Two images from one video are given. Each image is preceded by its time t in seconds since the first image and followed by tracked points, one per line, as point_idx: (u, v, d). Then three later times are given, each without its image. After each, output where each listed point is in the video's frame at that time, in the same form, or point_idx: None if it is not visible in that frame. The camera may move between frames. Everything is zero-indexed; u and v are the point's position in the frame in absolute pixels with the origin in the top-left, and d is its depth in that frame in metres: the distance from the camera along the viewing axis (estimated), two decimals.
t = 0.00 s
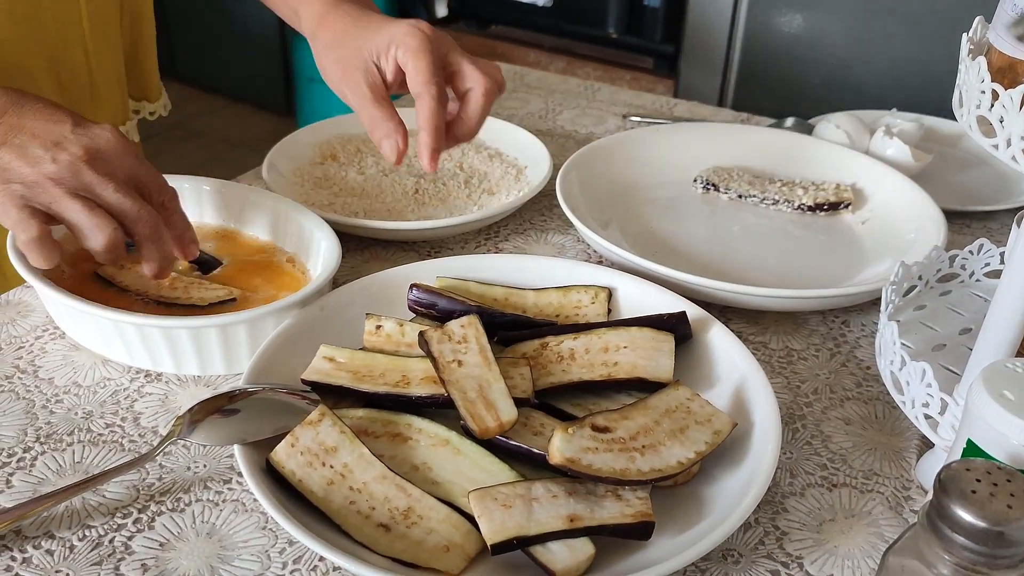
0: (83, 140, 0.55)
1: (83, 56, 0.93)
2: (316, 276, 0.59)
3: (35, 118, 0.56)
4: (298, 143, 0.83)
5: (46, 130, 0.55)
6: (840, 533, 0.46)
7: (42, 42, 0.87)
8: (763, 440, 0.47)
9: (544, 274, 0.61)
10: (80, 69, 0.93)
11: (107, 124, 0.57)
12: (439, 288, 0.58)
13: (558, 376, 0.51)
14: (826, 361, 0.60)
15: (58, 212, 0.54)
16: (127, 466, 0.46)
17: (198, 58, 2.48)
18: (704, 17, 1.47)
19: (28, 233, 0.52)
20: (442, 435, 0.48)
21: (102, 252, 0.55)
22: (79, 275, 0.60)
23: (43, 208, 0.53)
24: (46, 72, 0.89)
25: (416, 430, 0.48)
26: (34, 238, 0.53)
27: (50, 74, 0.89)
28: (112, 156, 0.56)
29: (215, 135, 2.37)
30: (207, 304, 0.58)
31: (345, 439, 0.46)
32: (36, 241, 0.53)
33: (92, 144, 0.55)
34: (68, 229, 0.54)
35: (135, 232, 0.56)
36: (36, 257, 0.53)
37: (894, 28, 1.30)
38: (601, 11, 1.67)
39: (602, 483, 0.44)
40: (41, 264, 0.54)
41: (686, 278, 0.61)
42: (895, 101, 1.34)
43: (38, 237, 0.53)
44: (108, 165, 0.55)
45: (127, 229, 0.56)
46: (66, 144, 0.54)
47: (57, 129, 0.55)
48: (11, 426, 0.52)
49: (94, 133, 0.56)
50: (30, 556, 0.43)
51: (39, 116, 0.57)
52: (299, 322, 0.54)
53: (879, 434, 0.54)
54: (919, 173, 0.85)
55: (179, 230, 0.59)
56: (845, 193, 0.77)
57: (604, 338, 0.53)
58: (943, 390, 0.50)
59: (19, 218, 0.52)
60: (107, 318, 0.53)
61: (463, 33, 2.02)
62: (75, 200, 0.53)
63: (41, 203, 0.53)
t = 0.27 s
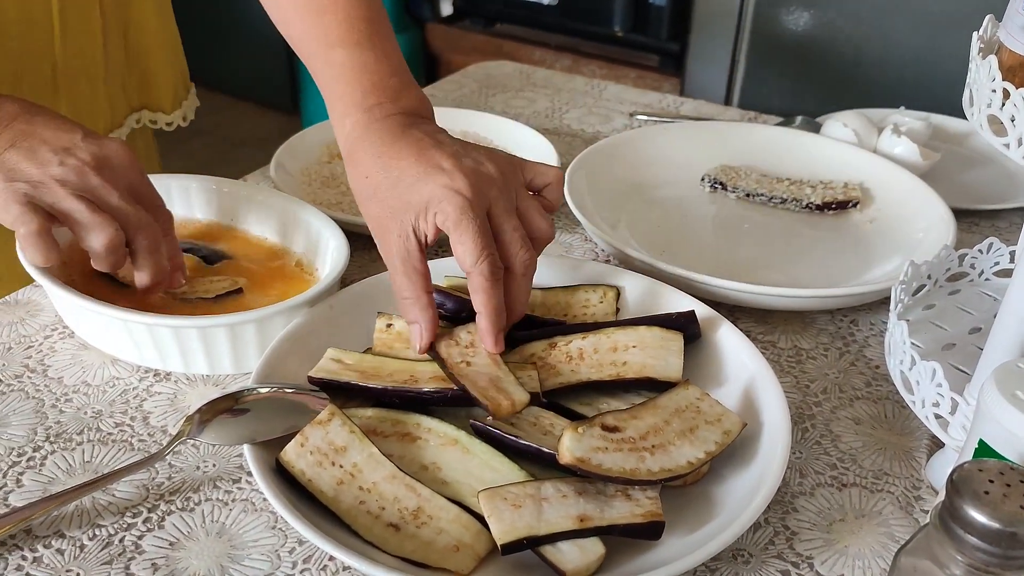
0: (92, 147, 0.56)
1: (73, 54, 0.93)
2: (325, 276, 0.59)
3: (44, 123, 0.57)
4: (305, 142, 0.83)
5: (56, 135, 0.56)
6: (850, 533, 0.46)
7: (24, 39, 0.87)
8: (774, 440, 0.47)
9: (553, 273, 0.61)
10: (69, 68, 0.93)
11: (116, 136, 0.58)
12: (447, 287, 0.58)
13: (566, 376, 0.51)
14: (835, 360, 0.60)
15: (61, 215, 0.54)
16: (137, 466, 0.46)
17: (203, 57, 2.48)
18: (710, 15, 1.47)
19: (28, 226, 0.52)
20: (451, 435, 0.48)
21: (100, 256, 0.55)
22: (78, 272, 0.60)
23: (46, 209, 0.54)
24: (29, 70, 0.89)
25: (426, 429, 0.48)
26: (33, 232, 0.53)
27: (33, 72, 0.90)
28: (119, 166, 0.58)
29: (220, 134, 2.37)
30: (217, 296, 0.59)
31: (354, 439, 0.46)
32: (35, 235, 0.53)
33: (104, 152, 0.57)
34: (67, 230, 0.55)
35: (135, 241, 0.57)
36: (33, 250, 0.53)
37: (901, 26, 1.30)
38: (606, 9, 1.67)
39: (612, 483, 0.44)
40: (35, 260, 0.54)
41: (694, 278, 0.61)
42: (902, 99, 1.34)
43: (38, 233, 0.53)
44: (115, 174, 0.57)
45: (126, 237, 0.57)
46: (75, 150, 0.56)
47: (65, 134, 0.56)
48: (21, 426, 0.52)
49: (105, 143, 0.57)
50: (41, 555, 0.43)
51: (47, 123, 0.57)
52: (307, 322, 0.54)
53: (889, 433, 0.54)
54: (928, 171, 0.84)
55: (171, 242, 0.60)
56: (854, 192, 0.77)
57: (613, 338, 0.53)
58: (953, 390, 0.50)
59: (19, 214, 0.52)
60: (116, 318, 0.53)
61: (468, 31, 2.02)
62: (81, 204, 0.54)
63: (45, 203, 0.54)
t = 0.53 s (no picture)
0: (82, 161, 0.55)
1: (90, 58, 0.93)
2: (342, 272, 0.59)
3: (40, 135, 0.56)
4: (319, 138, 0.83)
5: (47, 149, 0.55)
6: (873, 530, 0.46)
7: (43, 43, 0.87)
8: (796, 437, 0.46)
9: (570, 269, 0.61)
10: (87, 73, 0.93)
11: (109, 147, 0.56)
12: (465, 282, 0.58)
13: (585, 372, 0.51)
14: (854, 357, 0.60)
15: (46, 233, 0.53)
16: (156, 461, 0.46)
17: (211, 54, 2.48)
18: (722, 11, 1.46)
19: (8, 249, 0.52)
20: (471, 431, 0.47)
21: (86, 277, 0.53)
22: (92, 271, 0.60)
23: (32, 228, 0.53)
24: (47, 76, 0.89)
25: (445, 425, 0.48)
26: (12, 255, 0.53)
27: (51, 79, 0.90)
28: (111, 179, 0.55)
29: (228, 132, 2.37)
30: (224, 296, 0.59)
31: (374, 434, 0.45)
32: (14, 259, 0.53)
33: (95, 166, 0.55)
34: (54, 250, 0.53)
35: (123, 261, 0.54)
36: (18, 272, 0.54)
37: (915, 22, 1.29)
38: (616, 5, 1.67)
39: (633, 479, 0.43)
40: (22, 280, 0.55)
41: (713, 274, 0.61)
42: (916, 95, 1.34)
43: (20, 256, 0.53)
44: (105, 187, 0.55)
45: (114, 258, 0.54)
46: (65, 165, 0.54)
47: (58, 147, 0.55)
48: (39, 421, 0.52)
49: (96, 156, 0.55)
50: (60, 551, 0.43)
51: (43, 133, 0.56)
52: (326, 318, 0.54)
53: (910, 430, 0.53)
54: (945, 167, 0.84)
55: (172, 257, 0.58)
56: (870, 188, 0.77)
57: (633, 334, 0.53)
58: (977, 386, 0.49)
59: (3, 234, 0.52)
60: (133, 314, 0.53)
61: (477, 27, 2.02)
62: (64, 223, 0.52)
63: (31, 222, 0.53)
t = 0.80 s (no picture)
0: (106, 161, 0.59)
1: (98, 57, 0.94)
2: (353, 273, 0.60)
3: (63, 139, 0.60)
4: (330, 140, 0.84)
5: (71, 151, 0.59)
6: (880, 530, 0.46)
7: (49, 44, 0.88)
8: (803, 438, 0.47)
9: (579, 270, 0.62)
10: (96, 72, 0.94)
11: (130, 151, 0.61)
12: (475, 284, 0.59)
13: (595, 373, 0.51)
14: (861, 358, 0.60)
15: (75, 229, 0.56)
16: (170, 461, 0.47)
17: (220, 54, 2.49)
18: (730, 10, 1.46)
19: (41, 247, 0.54)
20: (481, 431, 0.48)
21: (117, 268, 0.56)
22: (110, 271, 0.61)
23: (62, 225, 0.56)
24: (53, 77, 0.90)
25: (455, 426, 0.48)
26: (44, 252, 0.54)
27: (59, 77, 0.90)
28: (134, 176, 0.59)
29: (236, 132, 2.38)
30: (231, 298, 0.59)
31: (386, 435, 0.46)
32: (46, 255, 0.54)
33: (118, 164, 0.59)
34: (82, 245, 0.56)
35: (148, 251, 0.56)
36: (50, 269, 0.55)
37: (924, 21, 1.29)
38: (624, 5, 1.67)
39: (642, 479, 0.44)
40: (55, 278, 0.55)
41: (721, 275, 0.61)
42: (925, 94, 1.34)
43: (52, 252, 0.54)
44: (129, 182, 0.59)
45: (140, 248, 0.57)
46: (90, 164, 0.58)
47: (81, 149, 0.59)
48: (55, 421, 0.52)
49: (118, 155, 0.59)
50: (77, 549, 0.44)
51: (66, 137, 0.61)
52: (337, 318, 0.54)
53: (917, 431, 0.54)
54: (953, 168, 0.84)
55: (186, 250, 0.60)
56: (878, 189, 0.77)
57: (642, 335, 0.53)
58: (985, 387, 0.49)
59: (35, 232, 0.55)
60: (147, 315, 0.54)
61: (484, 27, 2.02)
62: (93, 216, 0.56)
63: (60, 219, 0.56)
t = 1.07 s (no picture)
0: (108, 153, 0.56)
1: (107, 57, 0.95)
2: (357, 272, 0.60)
3: (64, 132, 0.58)
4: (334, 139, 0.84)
5: (72, 145, 0.56)
6: (883, 528, 0.46)
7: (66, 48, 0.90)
8: (806, 436, 0.47)
9: (582, 269, 0.62)
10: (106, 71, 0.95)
11: (132, 141, 0.58)
12: (478, 283, 0.59)
13: (598, 371, 0.52)
14: (865, 356, 0.60)
15: (77, 224, 0.54)
16: (175, 459, 0.47)
17: (225, 53, 2.50)
18: (735, 9, 1.46)
19: (46, 243, 0.53)
20: (484, 429, 0.48)
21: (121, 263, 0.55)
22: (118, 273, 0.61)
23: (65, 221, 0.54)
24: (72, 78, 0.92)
25: (459, 424, 0.49)
26: (50, 246, 0.53)
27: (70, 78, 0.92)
28: (138, 170, 0.57)
29: (241, 130, 2.39)
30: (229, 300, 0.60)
31: (389, 433, 0.46)
32: (53, 250, 0.53)
33: (122, 158, 0.56)
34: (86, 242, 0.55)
35: (154, 246, 0.56)
36: (55, 263, 0.54)
37: (929, 20, 1.29)
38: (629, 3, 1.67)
39: (645, 477, 0.44)
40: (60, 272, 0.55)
41: (724, 274, 0.61)
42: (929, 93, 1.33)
43: (57, 247, 0.53)
44: (134, 177, 0.56)
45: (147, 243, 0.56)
46: (91, 158, 0.56)
47: (81, 142, 0.57)
48: (61, 419, 0.53)
49: (120, 148, 0.57)
50: (82, 546, 0.44)
51: (66, 130, 0.58)
52: (340, 317, 0.55)
53: (920, 429, 0.54)
54: (957, 166, 0.84)
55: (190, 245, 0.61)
56: (882, 187, 0.77)
57: (645, 334, 0.53)
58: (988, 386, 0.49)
59: (36, 227, 0.54)
60: (152, 313, 0.54)
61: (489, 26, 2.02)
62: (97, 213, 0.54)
63: (62, 216, 0.54)
